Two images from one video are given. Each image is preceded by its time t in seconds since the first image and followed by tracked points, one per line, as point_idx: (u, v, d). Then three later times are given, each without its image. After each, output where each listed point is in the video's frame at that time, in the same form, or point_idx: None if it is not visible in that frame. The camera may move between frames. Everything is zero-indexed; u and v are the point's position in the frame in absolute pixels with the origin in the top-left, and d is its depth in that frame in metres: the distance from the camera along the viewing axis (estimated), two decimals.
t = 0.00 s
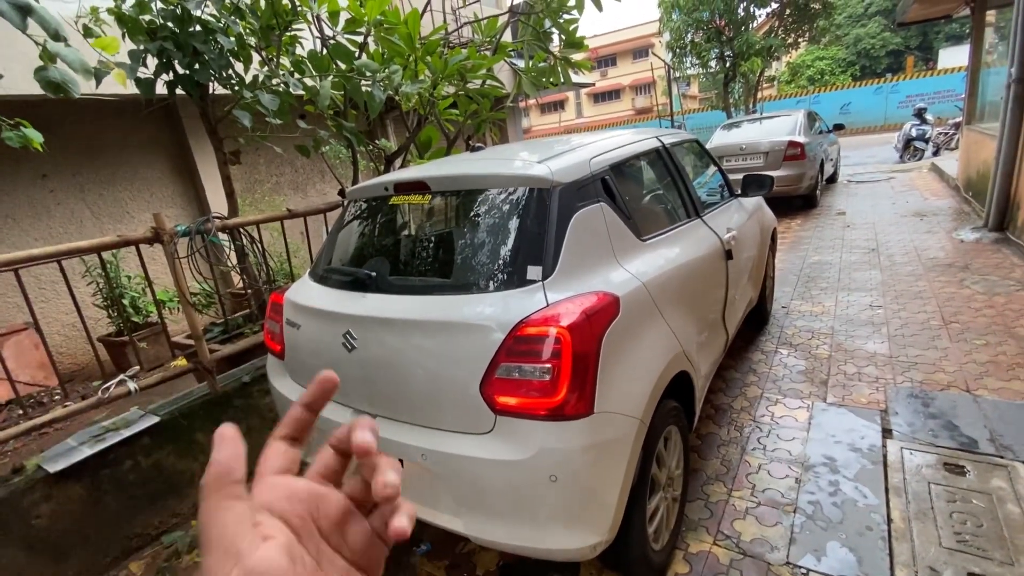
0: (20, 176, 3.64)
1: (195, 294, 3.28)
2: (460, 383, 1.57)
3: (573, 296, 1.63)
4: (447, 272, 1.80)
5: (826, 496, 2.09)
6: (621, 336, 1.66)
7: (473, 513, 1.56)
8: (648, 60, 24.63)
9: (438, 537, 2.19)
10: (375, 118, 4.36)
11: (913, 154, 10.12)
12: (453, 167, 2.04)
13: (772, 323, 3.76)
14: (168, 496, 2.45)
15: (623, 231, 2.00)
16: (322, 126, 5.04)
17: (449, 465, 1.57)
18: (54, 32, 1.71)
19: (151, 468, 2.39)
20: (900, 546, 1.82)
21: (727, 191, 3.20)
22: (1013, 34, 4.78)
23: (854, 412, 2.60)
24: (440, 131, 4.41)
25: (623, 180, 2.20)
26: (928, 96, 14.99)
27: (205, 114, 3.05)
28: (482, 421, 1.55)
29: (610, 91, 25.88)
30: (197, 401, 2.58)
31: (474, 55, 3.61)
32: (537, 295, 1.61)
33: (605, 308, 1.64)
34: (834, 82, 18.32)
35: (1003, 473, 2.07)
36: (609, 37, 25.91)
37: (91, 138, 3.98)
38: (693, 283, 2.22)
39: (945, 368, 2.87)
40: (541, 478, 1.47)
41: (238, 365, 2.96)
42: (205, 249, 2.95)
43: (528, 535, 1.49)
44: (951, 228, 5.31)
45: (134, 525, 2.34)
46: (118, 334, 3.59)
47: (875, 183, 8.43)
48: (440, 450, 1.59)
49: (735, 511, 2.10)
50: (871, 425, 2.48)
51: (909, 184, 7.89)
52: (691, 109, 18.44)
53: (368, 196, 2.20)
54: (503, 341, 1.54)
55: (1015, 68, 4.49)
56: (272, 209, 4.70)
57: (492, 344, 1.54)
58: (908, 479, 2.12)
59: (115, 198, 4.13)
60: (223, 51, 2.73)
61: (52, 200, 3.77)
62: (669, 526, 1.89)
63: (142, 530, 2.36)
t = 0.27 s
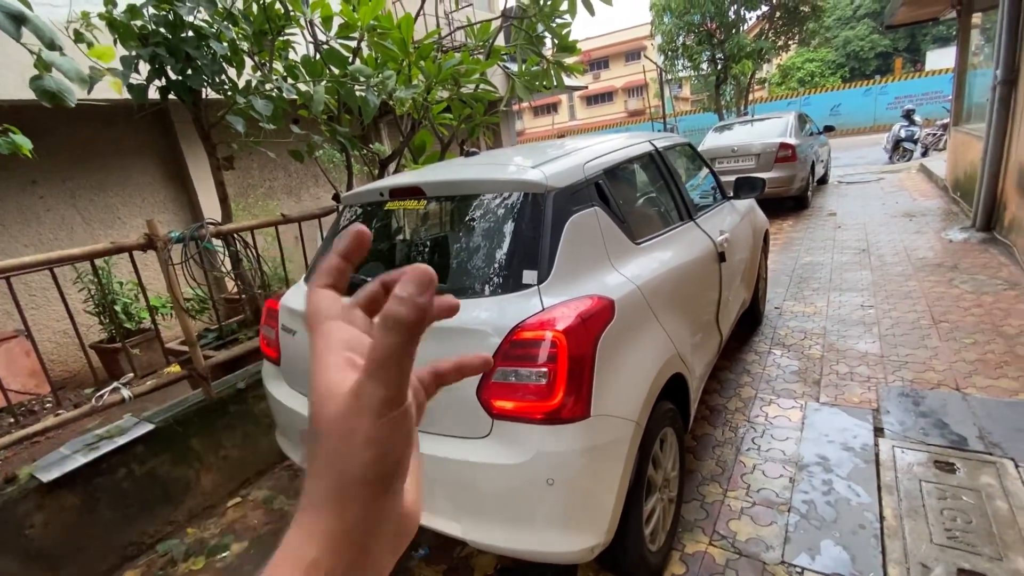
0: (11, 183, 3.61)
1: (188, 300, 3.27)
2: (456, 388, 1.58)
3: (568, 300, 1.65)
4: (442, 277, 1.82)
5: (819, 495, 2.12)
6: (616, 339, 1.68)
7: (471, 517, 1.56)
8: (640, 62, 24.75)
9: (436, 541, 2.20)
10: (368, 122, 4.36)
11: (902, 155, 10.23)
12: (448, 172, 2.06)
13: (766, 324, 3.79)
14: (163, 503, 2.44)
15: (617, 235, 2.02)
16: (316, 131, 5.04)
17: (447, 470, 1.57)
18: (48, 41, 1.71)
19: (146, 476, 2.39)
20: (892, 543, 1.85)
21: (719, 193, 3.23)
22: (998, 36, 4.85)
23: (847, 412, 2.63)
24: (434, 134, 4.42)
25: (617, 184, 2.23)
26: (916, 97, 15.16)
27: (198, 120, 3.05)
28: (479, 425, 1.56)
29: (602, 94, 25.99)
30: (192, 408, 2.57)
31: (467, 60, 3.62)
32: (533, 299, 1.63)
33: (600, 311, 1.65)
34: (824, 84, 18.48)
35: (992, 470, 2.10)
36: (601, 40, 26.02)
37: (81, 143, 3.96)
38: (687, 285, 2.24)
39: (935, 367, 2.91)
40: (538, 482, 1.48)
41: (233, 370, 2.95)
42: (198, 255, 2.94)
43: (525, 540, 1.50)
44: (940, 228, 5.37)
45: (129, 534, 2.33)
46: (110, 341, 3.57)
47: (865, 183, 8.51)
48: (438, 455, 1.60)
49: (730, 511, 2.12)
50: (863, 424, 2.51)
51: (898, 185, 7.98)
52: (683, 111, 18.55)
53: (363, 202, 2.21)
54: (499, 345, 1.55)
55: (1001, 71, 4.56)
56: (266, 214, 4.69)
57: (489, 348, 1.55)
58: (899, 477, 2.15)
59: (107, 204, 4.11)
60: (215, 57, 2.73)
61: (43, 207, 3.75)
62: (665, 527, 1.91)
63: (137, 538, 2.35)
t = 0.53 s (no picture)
0: None
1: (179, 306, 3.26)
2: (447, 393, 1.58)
3: (558, 304, 1.66)
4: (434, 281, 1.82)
5: (809, 494, 2.13)
6: (606, 343, 1.69)
7: (462, 522, 1.57)
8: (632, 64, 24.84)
9: (428, 546, 2.20)
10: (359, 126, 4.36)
11: (891, 155, 10.32)
12: (439, 176, 2.06)
13: (756, 325, 3.82)
14: (154, 511, 2.43)
15: (607, 239, 2.03)
16: (306, 135, 5.03)
17: (438, 475, 1.58)
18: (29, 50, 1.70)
19: (137, 484, 2.37)
20: (881, 542, 1.86)
21: (709, 195, 3.25)
22: (983, 38, 4.91)
23: (836, 411, 2.65)
24: (425, 138, 4.43)
25: (607, 188, 2.24)
26: (905, 97, 15.31)
27: (187, 125, 3.03)
28: (470, 430, 1.57)
29: (594, 95, 26.06)
30: (182, 414, 2.56)
31: (458, 63, 3.63)
32: (523, 303, 1.63)
33: (589, 316, 1.67)
34: (814, 85, 18.63)
35: (978, 468, 2.13)
36: (593, 41, 26.11)
37: (69, 148, 3.93)
38: (676, 288, 2.26)
39: (923, 366, 2.94)
40: (529, 487, 1.49)
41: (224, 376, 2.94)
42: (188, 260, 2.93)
43: (517, 544, 1.51)
44: (928, 228, 5.43)
45: (119, 542, 2.31)
46: (100, 347, 3.55)
47: (855, 184, 8.58)
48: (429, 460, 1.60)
49: (721, 512, 2.13)
50: (852, 424, 2.53)
51: (887, 185, 8.04)
52: (674, 112, 18.63)
53: (353, 206, 2.21)
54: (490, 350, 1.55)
55: (988, 73, 4.61)
56: (257, 218, 4.68)
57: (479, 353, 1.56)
58: (888, 476, 2.17)
59: (96, 209, 4.08)
60: (204, 62, 2.72)
61: (30, 212, 3.72)
62: (657, 529, 1.92)
63: (127, 546, 2.33)
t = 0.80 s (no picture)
0: None
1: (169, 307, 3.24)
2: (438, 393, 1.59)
3: (548, 303, 1.66)
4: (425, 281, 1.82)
5: (799, 490, 2.15)
6: (596, 341, 1.70)
7: (454, 522, 1.57)
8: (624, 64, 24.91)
9: (421, 546, 2.20)
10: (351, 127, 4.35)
11: (881, 154, 10.40)
12: (430, 176, 2.06)
13: (748, 322, 3.84)
14: (145, 514, 2.41)
15: (597, 238, 2.04)
16: (298, 135, 5.01)
17: (430, 475, 1.58)
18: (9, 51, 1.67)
19: (127, 487, 2.36)
20: (869, 536, 1.88)
21: (700, 195, 3.27)
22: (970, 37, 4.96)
23: (826, 408, 2.67)
24: (417, 138, 4.43)
25: (598, 187, 2.25)
26: (894, 97, 15.44)
27: (177, 125, 3.02)
28: (461, 429, 1.57)
29: (587, 95, 26.10)
30: (172, 417, 2.55)
31: (449, 63, 3.63)
32: (514, 302, 1.64)
33: (579, 314, 1.67)
34: (805, 84, 18.75)
35: (965, 463, 2.15)
36: (585, 41, 26.15)
37: (57, 149, 3.90)
38: (667, 286, 2.27)
39: (911, 363, 2.97)
40: (520, 485, 1.49)
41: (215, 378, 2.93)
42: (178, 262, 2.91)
43: (508, 542, 1.51)
44: (917, 226, 5.48)
45: (109, 546, 2.30)
46: (89, 350, 3.52)
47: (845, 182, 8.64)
48: (420, 460, 1.60)
49: (712, 508, 2.14)
50: (842, 420, 2.56)
51: (877, 183, 8.11)
52: (667, 112, 18.70)
53: (345, 206, 2.21)
54: (480, 349, 1.56)
55: (974, 72, 4.66)
56: (249, 219, 4.66)
57: (470, 352, 1.56)
58: (877, 471, 2.19)
59: (85, 210, 4.05)
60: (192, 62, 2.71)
61: (18, 214, 3.69)
62: (648, 526, 1.93)
63: (118, 549, 2.32)
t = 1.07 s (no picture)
0: None
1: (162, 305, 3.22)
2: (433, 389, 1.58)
3: (543, 298, 1.66)
4: (419, 277, 1.82)
5: (793, 484, 2.16)
6: (591, 337, 1.70)
7: (449, 517, 1.57)
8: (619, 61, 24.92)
9: (417, 543, 2.20)
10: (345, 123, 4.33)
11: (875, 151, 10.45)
12: (424, 172, 2.06)
13: (742, 319, 3.86)
14: (138, 513, 2.40)
15: (592, 234, 2.04)
16: (291, 131, 4.98)
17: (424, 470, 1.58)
18: None
19: (120, 486, 2.35)
20: (863, 530, 1.90)
21: (694, 191, 3.28)
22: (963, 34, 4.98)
23: (820, 403, 2.68)
24: (412, 135, 4.41)
25: (593, 183, 2.25)
26: (888, 94, 15.52)
27: (169, 122, 2.99)
28: (456, 424, 1.57)
29: (582, 92, 26.09)
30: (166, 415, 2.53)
31: (443, 59, 3.61)
32: (508, 298, 1.64)
33: (574, 309, 1.67)
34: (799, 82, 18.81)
35: (957, 456, 2.17)
36: (580, 39, 26.13)
37: (48, 146, 3.87)
38: (662, 283, 2.28)
39: (904, 358, 2.99)
40: (515, 480, 1.49)
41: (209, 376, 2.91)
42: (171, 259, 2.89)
43: (503, 537, 1.51)
44: (910, 222, 5.51)
45: (102, 545, 2.29)
46: (82, 348, 3.50)
47: (839, 179, 8.68)
48: (415, 456, 1.60)
49: (707, 503, 2.15)
50: (835, 414, 2.57)
51: (871, 180, 8.16)
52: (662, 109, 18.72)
53: (338, 202, 2.20)
54: (475, 344, 1.56)
55: (967, 69, 4.67)
56: (242, 217, 4.64)
57: (464, 348, 1.56)
58: (870, 466, 2.20)
59: (77, 208, 4.02)
60: (184, 57, 2.70)
61: (9, 212, 3.65)
62: (643, 521, 1.94)
63: (112, 548, 2.31)
